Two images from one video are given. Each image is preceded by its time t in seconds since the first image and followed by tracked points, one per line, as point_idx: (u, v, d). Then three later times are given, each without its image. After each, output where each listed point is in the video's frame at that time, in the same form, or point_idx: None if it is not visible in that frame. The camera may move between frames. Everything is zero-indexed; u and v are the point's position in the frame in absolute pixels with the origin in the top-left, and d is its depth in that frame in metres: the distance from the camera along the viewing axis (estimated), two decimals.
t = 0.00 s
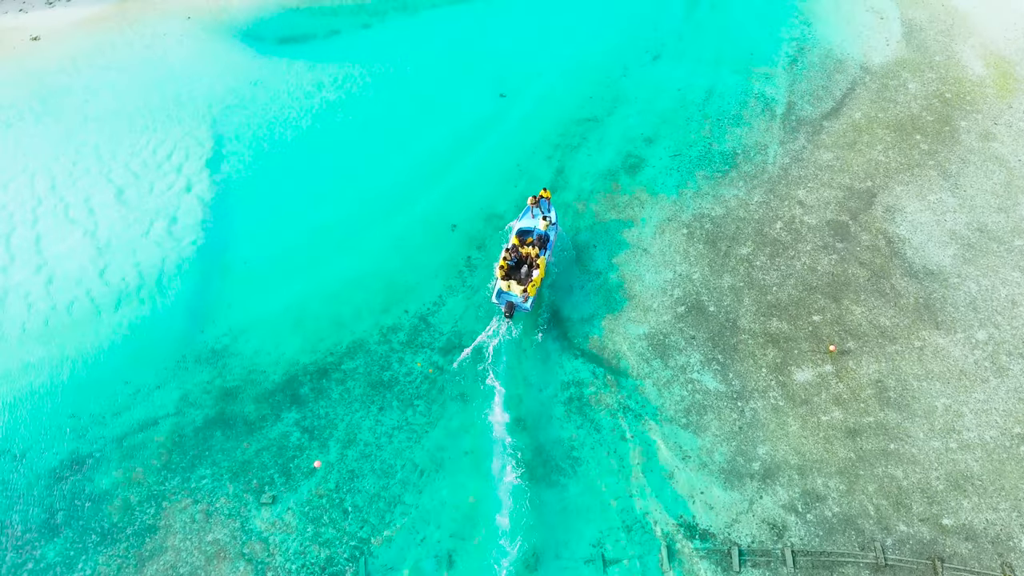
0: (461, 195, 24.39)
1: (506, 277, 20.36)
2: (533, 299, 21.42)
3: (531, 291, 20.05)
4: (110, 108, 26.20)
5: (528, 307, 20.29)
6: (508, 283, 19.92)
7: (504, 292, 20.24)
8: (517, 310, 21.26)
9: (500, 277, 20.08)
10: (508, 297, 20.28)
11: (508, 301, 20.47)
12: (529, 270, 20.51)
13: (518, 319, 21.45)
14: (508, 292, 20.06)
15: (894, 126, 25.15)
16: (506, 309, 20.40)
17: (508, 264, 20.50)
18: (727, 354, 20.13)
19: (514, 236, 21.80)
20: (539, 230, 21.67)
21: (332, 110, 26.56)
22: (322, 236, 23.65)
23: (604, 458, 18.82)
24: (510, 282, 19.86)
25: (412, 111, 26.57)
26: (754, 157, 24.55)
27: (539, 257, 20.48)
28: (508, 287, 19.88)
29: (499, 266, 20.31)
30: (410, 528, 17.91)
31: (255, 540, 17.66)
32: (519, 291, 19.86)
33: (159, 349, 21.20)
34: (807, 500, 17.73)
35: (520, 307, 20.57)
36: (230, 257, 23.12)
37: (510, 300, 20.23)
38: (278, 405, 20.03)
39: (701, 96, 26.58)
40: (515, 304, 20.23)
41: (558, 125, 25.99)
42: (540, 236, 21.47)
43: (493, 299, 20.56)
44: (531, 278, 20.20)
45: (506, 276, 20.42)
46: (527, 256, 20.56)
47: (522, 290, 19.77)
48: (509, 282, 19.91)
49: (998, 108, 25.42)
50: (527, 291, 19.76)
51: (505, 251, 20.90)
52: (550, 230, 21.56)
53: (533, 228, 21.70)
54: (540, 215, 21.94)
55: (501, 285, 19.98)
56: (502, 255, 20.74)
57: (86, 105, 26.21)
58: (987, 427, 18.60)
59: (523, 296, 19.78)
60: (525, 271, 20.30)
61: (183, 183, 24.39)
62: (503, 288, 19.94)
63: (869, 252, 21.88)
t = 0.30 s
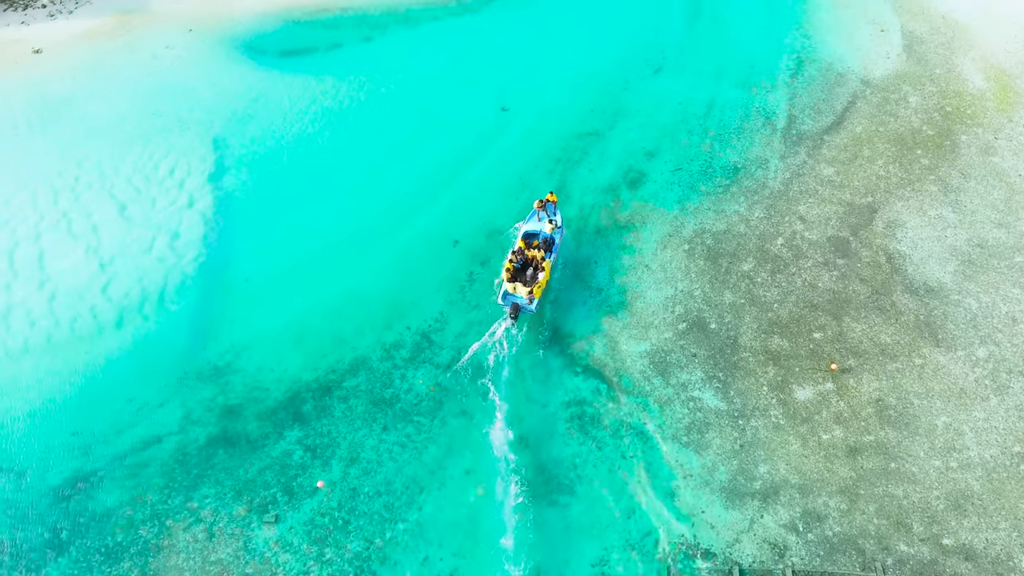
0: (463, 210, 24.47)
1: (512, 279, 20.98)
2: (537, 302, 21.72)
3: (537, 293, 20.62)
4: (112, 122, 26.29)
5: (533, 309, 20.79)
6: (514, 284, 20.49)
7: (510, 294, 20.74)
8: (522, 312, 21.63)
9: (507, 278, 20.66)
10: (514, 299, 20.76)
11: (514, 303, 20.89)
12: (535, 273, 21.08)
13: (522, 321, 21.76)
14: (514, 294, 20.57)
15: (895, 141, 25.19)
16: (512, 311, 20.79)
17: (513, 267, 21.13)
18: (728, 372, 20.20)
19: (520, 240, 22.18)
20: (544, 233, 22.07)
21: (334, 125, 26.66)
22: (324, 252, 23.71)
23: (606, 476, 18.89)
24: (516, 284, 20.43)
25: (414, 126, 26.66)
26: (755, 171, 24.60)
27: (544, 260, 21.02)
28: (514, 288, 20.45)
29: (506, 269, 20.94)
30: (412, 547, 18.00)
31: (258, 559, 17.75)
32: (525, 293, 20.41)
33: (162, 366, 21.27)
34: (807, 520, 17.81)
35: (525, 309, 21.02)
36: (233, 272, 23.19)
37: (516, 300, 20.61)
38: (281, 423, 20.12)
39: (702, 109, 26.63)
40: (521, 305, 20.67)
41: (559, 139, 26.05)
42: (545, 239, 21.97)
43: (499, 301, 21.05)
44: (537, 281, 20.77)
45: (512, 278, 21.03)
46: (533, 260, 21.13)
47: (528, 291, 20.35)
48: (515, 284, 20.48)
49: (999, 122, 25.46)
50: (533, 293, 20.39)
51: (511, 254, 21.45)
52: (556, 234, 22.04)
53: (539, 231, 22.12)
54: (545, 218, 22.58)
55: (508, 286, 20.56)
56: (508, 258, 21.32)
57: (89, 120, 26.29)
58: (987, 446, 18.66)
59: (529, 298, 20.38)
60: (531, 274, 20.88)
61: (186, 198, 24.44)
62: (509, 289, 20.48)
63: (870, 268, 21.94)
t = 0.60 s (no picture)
0: (465, 224, 24.56)
1: (517, 280, 21.20)
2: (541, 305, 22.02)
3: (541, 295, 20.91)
4: (115, 136, 26.38)
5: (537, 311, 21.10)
6: (519, 286, 20.82)
7: (514, 296, 21.04)
8: (527, 313, 21.92)
9: (512, 280, 20.93)
10: (518, 300, 21.08)
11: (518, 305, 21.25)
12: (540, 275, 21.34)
13: (526, 322, 22.08)
14: (519, 296, 20.89)
15: (895, 154, 25.29)
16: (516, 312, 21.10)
17: (519, 268, 21.31)
18: (729, 387, 20.30)
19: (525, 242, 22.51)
20: (549, 236, 22.54)
21: (336, 138, 26.73)
22: (326, 266, 23.80)
23: (607, 493, 18.98)
24: (521, 286, 20.75)
25: (416, 138, 26.75)
26: (755, 185, 24.69)
27: (549, 263, 21.32)
28: (518, 290, 20.77)
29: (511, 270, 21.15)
30: (414, 564, 18.12)
31: None
32: (530, 294, 20.72)
33: (165, 381, 21.37)
34: (807, 537, 17.93)
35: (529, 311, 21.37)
36: (235, 287, 23.28)
37: (520, 303, 20.97)
38: (283, 439, 20.23)
39: (702, 122, 26.72)
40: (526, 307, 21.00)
41: (560, 152, 26.15)
42: (550, 242, 22.34)
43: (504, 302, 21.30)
44: (542, 283, 21.00)
45: (517, 280, 21.24)
46: (538, 262, 21.41)
47: (533, 293, 20.67)
48: (520, 286, 20.79)
49: (998, 135, 25.54)
50: (538, 295, 20.69)
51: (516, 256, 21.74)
52: (561, 237, 22.44)
53: (544, 234, 22.54)
54: (550, 222, 23.02)
55: (513, 288, 20.85)
56: (514, 260, 21.53)
57: (92, 133, 26.39)
58: (986, 462, 18.78)
59: (534, 299, 20.66)
60: (536, 276, 21.17)
61: (188, 212, 24.52)
62: (514, 291, 20.79)
63: (869, 283, 22.03)
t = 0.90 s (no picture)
0: (466, 240, 24.69)
1: (523, 284, 21.95)
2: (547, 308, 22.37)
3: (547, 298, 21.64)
4: (118, 151, 26.51)
5: (543, 313, 21.71)
6: (525, 290, 21.62)
7: (520, 299, 21.79)
8: (533, 316, 22.23)
9: (518, 284, 21.74)
10: (524, 304, 21.74)
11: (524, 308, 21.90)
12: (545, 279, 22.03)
13: (532, 323, 22.39)
14: (525, 299, 21.66)
15: (894, 169, 25.43)
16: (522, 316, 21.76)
17: (525, 272, 22.04)
18: (729, 406, 20.47)
19: (532, 246, 23.00)
20: (555, 241, 22.82)
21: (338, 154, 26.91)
22: (329, 283, 23.93)
23: (608, 511, 19.16)
24: (527, 290, 21.57)
25: (417, 154, 26.91)
26: (755, 201, 24.84)
27: (554, 267, 22.00)
28: (524, 293, 21.56)
29: (517, 274, 21.91)
30: None
31: None
32: (535, 298, 21.49)
33: (169, 399, 21.51)
34: (807, 555, 18.10)
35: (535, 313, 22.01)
36: (238, 304, 23.41)
37: (525, 306, 21.58)
38: (287, 456, 20.40)
39: (702, 137, 26.86)
40: (531, 310, 21.59)
41: (561, 167, 26.30)
42: (556, 246, 22.61)
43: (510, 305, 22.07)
44: (547, 287, 21.77)
45: (523, 284, 21.99)
46: (544, 266, 22.08)
47: (538, 296, 21.42)
48: (526, 290, 21.58)
49: (997, 150, 25.71)
50: (543, 298, 21.41)
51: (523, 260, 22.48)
52: (567, 241, 22.67)
53: (550, 239, 22.87)
54: (556, 226, 23.16)
55: (519, 291, 21.66)
56: (520, 264, 22.26)
57: (96, 149, 26.52)
58: (984, 481, 18.95)
59: (539, 302, 21.40)
60: (541, 279, 21.87)
61: (191, 229, 24.65)
62: (520, 295, 21.60)
63: (869, 300, 22.18)
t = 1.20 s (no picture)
0: (468, 254, 24.85)
1: (528, 286, 21.88)
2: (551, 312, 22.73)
3: (552, 302, 21.69)
4: (122, 166, 26.71)
5: (548, 316, 21.82)
6: (530, 293, 21.56)
7: (526, 301, 21.77)
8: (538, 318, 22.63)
9: (524, 287, 21.69)
10: (529, 306, 21.78)
11: (529, 310, 21.92)
12: (551, 282, 22.05)
13: (536, 327, 22.82)
14: (530, 301, 21.63)
15: (893, 183, 25.58)
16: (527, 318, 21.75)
17: (530, 275, 21.97)
18: (729, 421, 20.63)
19: (537, 250, 23.18)
20: (560, 245, 23.11)
21: (341, 167, 27.06)
22: (332, 297, 24.09)
23: (609, 526, 19.33)
24: (533, 292, 21.46)
25: (419, 168, 27.06)
26: (755, 215, 25.00)
27: (559, 271, 22.17)
28: (530, 296, 21.50)
29: (523, 277, 21.86)
30: None
31: None
32: (541, 301, 21.41)
33: (174, 414, 21.67)
34: (806, 571, 18.26)
35: (539, 317, 22.01)
36: (242, 319, 23.57)
37: (531, 308, 21.61)
38: (291, 472, 20.57)
39: (702, 150, 27.01)
40: (536, 313, 21.66)
41: (562, 180, 26.45)
42: (561, 250, 22.88)
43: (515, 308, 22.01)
44: (552, 290, 21.78)
45: (529, 286, 21.91)
46: (549, 269, 22.15)
47: (544, 299, 21.35)
48: (531, 292, 21.50)
49: (995, 163, 25.85)
50: (548, 301, 21.39)
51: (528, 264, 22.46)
52: (571, 245, 22.99)
53: (555, 242, 23.19)
54: (561, 230, 23.70)
55: (525, 294, 21.56)
56: (525, 266, 22.20)
57: (100, 164, 26.74)
58: (982, 496, 19.11)
59: (544, 305, 21.37)
60: (547, 282, 21.89)
61: (194, 243, 24.79)
62: (526, 297, 21.51)
63: (868, 315, 22.34)
